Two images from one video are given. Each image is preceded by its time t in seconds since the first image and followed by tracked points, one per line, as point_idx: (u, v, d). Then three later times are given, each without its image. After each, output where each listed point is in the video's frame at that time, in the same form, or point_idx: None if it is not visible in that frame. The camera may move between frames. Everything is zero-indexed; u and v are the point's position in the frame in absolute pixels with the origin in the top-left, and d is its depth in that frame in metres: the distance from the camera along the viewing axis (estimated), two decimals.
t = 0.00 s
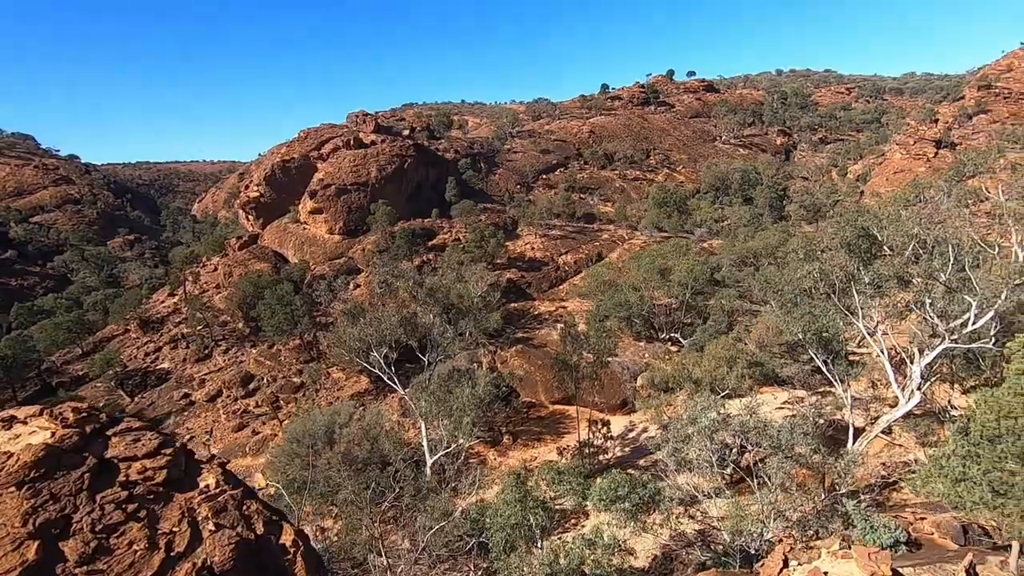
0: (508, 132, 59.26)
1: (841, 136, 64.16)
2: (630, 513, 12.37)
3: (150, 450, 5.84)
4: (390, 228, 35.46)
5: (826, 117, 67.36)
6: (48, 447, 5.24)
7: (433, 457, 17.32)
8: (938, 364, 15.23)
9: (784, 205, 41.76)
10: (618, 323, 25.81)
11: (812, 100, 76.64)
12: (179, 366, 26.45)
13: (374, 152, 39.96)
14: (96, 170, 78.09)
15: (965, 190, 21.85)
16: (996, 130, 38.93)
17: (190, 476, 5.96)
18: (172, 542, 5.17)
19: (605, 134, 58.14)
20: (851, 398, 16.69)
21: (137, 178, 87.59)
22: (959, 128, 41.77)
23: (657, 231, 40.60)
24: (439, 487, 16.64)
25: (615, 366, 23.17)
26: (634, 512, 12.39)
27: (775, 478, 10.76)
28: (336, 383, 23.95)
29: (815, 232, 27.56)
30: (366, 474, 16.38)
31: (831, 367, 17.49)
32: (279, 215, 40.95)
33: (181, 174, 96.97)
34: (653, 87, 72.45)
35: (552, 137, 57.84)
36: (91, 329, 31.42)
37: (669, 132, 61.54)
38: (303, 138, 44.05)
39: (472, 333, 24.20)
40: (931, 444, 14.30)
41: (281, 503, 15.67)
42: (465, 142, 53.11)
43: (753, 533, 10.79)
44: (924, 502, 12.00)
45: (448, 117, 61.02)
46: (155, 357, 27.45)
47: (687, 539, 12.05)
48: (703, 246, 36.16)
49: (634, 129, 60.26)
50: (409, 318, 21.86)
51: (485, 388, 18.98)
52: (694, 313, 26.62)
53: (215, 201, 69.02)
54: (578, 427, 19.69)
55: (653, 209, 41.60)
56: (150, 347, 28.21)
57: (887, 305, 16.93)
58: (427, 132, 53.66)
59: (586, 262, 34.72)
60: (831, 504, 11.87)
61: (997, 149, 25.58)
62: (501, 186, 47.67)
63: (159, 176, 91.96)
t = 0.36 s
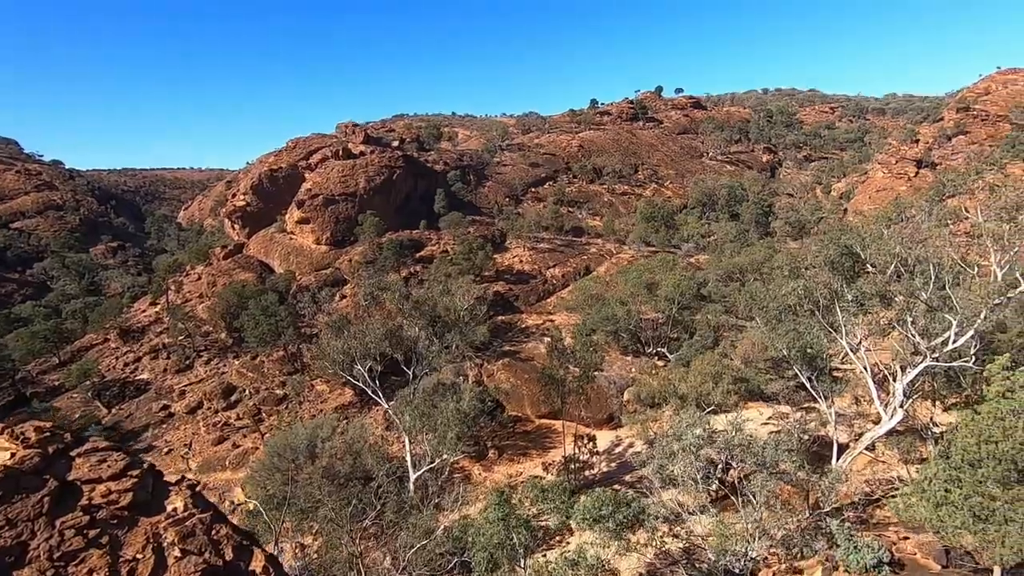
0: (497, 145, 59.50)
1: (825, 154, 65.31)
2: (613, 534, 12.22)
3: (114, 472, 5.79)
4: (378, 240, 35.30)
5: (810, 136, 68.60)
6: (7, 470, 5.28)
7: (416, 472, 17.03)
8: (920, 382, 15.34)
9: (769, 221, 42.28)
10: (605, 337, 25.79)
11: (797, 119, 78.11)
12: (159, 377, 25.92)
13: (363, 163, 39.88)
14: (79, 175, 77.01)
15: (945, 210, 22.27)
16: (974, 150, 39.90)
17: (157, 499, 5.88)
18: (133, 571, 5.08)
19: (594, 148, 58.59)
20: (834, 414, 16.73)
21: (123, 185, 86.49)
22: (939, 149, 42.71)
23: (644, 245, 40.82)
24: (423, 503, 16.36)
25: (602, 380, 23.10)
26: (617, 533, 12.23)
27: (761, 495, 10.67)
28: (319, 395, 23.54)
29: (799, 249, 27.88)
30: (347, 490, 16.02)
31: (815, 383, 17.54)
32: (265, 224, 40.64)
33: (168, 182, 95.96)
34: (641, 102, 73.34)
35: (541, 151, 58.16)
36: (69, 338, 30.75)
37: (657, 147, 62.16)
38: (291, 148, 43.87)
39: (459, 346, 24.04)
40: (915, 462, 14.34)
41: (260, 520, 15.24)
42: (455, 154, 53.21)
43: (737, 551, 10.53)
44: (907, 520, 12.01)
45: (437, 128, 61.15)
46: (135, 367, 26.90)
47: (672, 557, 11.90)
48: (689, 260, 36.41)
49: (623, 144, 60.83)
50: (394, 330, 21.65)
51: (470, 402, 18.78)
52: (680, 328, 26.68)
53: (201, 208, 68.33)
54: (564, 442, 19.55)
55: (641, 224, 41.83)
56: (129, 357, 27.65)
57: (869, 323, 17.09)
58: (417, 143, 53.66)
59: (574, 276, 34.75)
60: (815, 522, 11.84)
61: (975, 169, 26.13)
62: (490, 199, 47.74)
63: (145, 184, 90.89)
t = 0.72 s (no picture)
0: (489, 155, 59.67)
1: (814, 162, 66.00)
2: (605, 545, 11.97)
3: (88, 497, 6.83)
4: (370, 251, 35.21)
5: (799, 145, 69.38)
6: None
7: (408, 485, 16.81)
8: (912, 389, 15.37)
9: (760, 230, 42.57)
10: (598, 346, 25.73)
11: (785, 129, 79.10)
12: (147, 392, 25.57)
13: (354, 174, 39.89)
14: (69, 188, 76.40)
15: (932, 218, 22.53)
16: (960, 158, 40.47)
17: (135, 520, 6.98)
18: None
19: (586, 159, 58.90)
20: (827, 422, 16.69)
21: (113, 197, 85.82)
22: (926, 157, 43.31)
23: (636, 255, 40.95)
24: (415, 517, 16.13)
25: (596, 390, 23.00)
26: (610, 544, 11.99)
27: (755, 505, 10.56)
28: (311, 408, 23.30)
29: (790, 258, 28.07)
30: (337, 505, 15.77)
31: (805, 390, 17.58)
32: (257, 236, 40.51)
33: (159, 194, 95.33)
34: (633, 113, 73.95)
35: (533, 161, 58.40)
36: (56, 352, 30.33)
37: (649, 157, 62.55)
38: (282, 159, 43.83)
39: (451, 357, 23.90)
40: (908, 469, 14.32)
41: (249, 537, 14.90)
42: (447, 165, 53.33)
43: (732, 563, 10.40)
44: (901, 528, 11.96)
45: (429, 140, 61.27)
46: (123, 382, 26.54)
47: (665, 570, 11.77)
48: (681, 269, 36.53)
49: (615, 154, 61.16)
50: (386, 342, 21.51)
51: (463, 414, 18.63)
52: (673, 337, 26.68)
53: (192, 221, 67.91)
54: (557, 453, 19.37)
55: (633, 233, 41.96)
56: (117, 371, 27.31)
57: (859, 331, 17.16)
58: (409, 154, 53.74)
59: (566, 285, 34.75)
60: (809, 532, 11.77)
61: (961, 177, 26.49)
62: (482, 210, 47.78)
63: (136, 196, 90.25)
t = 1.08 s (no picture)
0: (483, 161, 59.71)
1: (804, 167, 66.55)
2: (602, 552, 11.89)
3: (71, 511, 7.05)
4: (363, 257, 35.09)
5: (790, 150, 69.93)
6: None
7: (402, 494, 16.67)
8: (904, 392, 15.43)
9: (753, 234, 42.76)
10: (593, 352, 25.69)
11: (776, 134, 79.75)
12: (138, 401, 25.30)
13: (347, 181, 39.83)
14: (60, 196, 75.84)
15: (921, 221, 22.70)
16: (948, 162, 40.88)
17: (121, 534, 7.20)
18: None
19: (579, 164, 59.06)
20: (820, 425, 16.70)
21: (104, 205, 85.21)
22: (915, 162, 43.74)
23: (630, 259, 41.01)
24: (409, 525, 15.99)
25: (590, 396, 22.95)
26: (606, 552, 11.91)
27: (749, 510, 10.51)
28: (304, 416, 23.13)
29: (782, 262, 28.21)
30: (331, 514, 15.60)
31: (797, 394, 17.59)
32: (249, 243, 40.32)
33: (150, 202, 94.66)
34: (625, 119, 74.28)
35: (526, 167, 58.47)
36: (45, 362, 29.98)
37: (641, 163, 62.82)
38: (275, 166, 43.71)
39: (445, 364, 23.81)
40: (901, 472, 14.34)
41: (241, 547, 14.72)
42: (440, 171, 53.34)
43: (727, 569, 10.37)
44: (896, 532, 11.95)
45: (423, 146, 61.29)
46: (114, 392, 26.25)
47: None
48: (675, 274, 36.62)
49: (608, 160, 61.35)
50: (379, 349, 21.37)
51: (457, 421, 18.52)
52: (667, 341, 26.71)
53: (184, 228, 67.49)
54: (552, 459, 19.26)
55: (626, 238, 42.03)
56: (108, 381, 27.03)
57: (852, 334, 17.19)
58: (402, 161, 53.70)
59: (560, 291, 34.76)
60: (804, 537, 11.76)
61: (950, 181, 26.73)
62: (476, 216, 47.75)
63: (127, 203, 89.60)
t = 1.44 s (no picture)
0: (469, 170, 59.83)
1: (786, 176, 67.63)
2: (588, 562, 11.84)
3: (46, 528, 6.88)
4: (348, 265, 34.85)
5: (772, 160, 71.07)
6: None
7: (388, 504, 16.48)
8: (886, 399, 15.66)
9: (737, 243, 43.27)
10: (579, 360, 25.75)
11: (759, 145, 81.08)
12: (116, 412, 24.77)
13: (333, 189, 39.69)
14: (37, 203, 74.38)
15: (900, 231, 23.14)
16: (925, 174, 41.83)
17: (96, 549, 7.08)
18: None
19: (565, 173, 59.43)
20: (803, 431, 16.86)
21: (84, 211, 83.77)
22: (893, 173, 44.70)
23: (615, 268, 41.23)
24: (395, 536, 15.80)
25: (577, 404, 22.96)
26: (593, 561, 11.87)
27: (735, 517, 10.55)
28: (287, 426, 22.80)
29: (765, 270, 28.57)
30: (314, 526, 15.35)
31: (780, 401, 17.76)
32: (232, 251, 39.84)
33: (131, 208, 93.23)
34: (610, 129, 75.01)
35: (512, 176, 58.65)
36: (20, 372, 29.25)
37: (627, 172, 63.38)
38: (259, 174, 43.36)
39: (431, 373, 23.68)
40: (883, 477, 14.52)
41: (222, 561, 14.41)
42: (426, 179, 53.31)
43: None
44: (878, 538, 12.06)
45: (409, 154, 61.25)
46: (91, 402, 25.66)
47: None
48: (660, 282, 36.90)
49: (594, 169, 61.84)
50: (365, 358, 21.19)
51: (443, 429, 18.40)
52: (653, 349, 26.85)
53: (166, 236, 66.57)
54: (539, 468, 19.15)
55: (612, 246, 42.29)
56: (85, 391, 26.44)
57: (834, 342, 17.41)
58: (389, 169, 53.61)
59: (547, 299, 34.81)
60: (788, 543, 11.83)
61: (927, 192, 27.34)
62: (462, 224, 47.74)
63: (108, 210, 88.18)
